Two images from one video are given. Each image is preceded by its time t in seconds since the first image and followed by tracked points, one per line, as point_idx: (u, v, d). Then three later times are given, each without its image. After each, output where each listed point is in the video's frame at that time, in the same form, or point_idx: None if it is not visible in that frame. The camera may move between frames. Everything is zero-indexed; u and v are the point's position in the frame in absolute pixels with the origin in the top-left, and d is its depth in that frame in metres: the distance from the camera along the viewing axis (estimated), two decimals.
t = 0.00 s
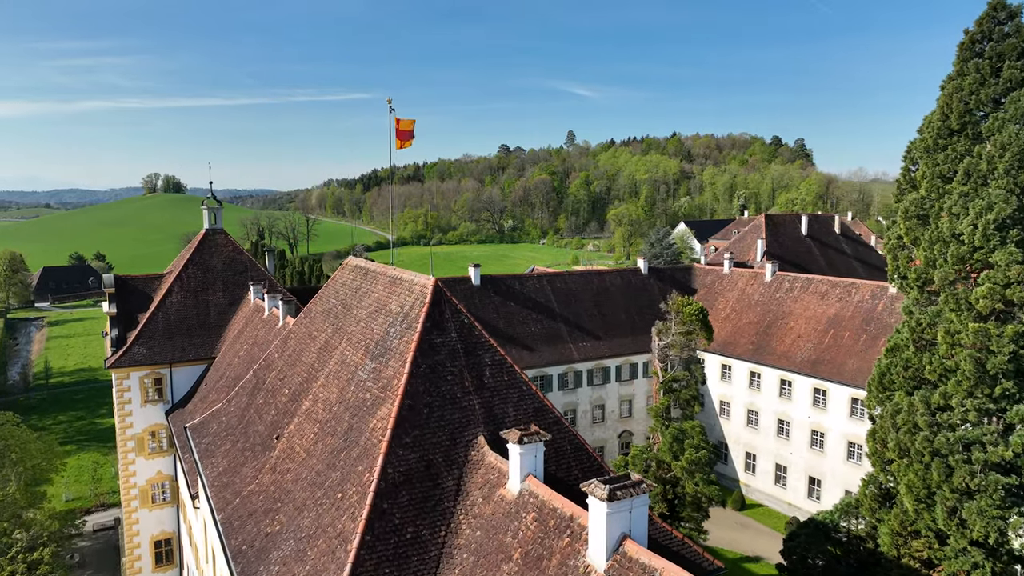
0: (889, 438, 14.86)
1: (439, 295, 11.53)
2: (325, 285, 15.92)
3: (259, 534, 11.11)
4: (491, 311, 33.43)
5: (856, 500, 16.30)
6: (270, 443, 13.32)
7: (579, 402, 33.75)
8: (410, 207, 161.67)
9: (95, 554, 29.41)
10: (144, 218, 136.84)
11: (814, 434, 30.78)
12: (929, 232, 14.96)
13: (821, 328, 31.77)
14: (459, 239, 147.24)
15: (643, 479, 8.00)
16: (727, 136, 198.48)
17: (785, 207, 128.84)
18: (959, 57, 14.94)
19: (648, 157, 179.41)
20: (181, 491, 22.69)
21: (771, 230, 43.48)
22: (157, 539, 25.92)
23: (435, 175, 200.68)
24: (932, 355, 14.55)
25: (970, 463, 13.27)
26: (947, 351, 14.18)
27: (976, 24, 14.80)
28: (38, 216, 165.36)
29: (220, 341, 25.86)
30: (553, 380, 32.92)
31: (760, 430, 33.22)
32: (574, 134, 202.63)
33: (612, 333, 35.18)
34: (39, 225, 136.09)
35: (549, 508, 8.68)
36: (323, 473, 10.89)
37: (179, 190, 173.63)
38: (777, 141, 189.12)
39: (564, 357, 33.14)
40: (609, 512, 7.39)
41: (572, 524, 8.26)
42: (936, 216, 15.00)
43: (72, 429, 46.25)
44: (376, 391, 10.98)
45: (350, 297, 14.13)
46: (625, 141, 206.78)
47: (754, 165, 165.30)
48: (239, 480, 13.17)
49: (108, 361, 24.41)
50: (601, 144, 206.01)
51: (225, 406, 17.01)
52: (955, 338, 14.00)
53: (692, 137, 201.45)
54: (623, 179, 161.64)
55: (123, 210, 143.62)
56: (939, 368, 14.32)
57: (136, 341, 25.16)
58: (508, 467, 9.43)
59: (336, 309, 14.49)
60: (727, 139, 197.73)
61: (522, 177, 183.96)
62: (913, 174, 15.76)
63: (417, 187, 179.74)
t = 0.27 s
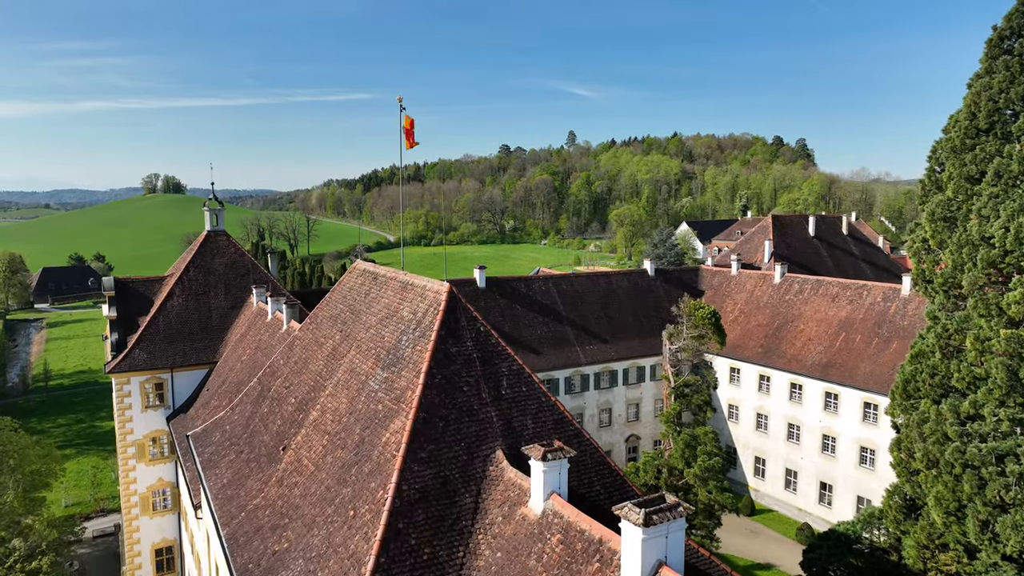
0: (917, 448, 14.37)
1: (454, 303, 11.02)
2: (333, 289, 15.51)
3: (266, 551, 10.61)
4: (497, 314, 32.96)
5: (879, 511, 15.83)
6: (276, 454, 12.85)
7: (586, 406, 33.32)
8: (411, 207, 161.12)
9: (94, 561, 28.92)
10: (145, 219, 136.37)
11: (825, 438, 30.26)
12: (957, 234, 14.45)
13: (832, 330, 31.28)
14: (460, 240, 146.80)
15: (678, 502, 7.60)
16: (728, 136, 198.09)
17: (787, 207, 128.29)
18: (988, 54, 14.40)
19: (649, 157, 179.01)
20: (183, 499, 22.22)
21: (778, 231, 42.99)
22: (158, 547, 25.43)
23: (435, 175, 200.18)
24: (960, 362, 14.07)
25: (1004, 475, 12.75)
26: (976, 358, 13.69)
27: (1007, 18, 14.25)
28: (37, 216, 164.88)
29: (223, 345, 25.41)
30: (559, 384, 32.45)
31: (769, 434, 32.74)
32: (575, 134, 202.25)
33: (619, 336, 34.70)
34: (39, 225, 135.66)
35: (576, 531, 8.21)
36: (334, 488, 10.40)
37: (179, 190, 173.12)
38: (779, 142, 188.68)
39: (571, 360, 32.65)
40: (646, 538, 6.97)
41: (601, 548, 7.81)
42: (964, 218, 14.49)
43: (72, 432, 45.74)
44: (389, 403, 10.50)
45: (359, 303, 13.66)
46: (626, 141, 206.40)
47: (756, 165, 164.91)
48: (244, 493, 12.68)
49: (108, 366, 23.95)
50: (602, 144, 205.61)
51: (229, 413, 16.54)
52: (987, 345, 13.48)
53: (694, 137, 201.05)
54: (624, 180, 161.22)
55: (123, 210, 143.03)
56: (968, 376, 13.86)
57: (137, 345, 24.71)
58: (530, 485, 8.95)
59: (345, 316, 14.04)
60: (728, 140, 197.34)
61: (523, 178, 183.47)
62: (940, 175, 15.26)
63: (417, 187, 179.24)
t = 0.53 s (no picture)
0: (946, 459, 13.86)
1: (470, 310, 10.54)
2: (340, 294, 15.04)
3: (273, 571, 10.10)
4: (502, 316, 32.49)
5: (904, 523, 15.36)
6: (283, 467, 12.35)
7: (593, 410, 32.84)
8: (412, 208, 160.67)
9: (94, 569, 28.42)
10: (145, 219, 135.93)
11: (837, 443, 29.74)
12: (987, 237, 13.93)
13: (843, 333, 30.78)
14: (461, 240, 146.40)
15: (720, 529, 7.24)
16: (730, 137, 197.78)
17: (789, 207, 127.99)
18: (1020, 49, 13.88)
19: (650, 157, 178.76)
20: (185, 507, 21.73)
21: (786, 232, 42.53)
22: (159, 555, 24.93)
23: (435, 176, 199.80)
24: (991, 370, 13.55)
25: None
26: (1008, 366, 13.16)
27: None
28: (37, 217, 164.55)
29: (225, 349, 24.94)
30: (566, 388, 31.98)
31: (780, 438, 32.26)
32: (576, 134, 201.98)
33: (625, 339, 34.23)
34: (39, 226, 135.19)
35: (605, 556, 7.74)
36: (345, 505, 9.90)
37: (179, 190, 172.58)
38: (780, 142, 188.48)
39: (578, 363, 32.16)
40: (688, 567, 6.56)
41: None
42: (995, 220, 13.97)
43: (71, 436, 45.25)
44: (402, 416, 10.02)
45: (368, 309, 13.19)
46: (627, 141, 206.11)
47: (758, 165, 164.56)
48: (250, 507, 12.19)
49: (108, 371, 23.49)
50: (603, 145, 205.29)
51: (232, 421, 16.07)
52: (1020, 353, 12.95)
53: (695, 137, 200.76)
54: (625, 180, 160.94)
55: (123, 211, 142.39)
56: (1000, 385, 13.34)
57: (137, 349, 24.26)
58: (555, 505, 8.46)
59: (353, 322, 13.58)
60: (729, 140, 197.04)
61: (524, 178, 183.13)
62: (968, 176, 14.75)
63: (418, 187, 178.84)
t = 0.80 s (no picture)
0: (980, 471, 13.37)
1: (488, 318, 10.06)
2: (348, 299, 14.59)
3: None
4: (508, 318, 32.03)
5: (930, 537, 14.90)
6: (290, 480, 11.86)
7: (600, 414, 32.37)
8: (412, 208, 160.17)
9: None
10: (144, 220, 135.38)
11: (849, 448, 29.23)
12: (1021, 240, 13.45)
13: (855, 336, 30.30)
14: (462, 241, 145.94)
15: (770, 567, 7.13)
16: (731, 137, 197.33)
17: (792, 207, 127.58)
18: None
19: (651, 158, 178.36)
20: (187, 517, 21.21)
21: (793, 233, 42.08)
22: (160, 564, 24.42)
23: (436, 176, 199.34)
24: None
25: None
26: None
27: None
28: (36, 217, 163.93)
29: (227, 353, 24.50)
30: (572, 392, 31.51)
31: (790, 443, 31.77)
32: (577, 135, 201.58)
33: (632, 342, 33.76)
34: (38, 227, 134.47)
35: None
36: (357, 525, 9.38)
37: (178, 190, 172.05)
38: (781, 141, 188.12)
39: (585, 366, 31.69)
40: None
41: None
42: None
43: (71, 439, 44.76)
44: (417, 430, 9.52)
45: (378, 315, 12.76)
46: (628, 141, 205.74)
47: (759, 165, 164.11)
48: (255, 523, 11.69)
49: (108, 376, 23.04)
50: (603, 145, 204.88)
51: (235, 430, 15.59)
52: None
53: (696, 137, 200.37)
54: (626, 180, 160.57)
55: (122, 211, 141.75)
56: None
57: (138, 354, 23.80)
58: (582, 526, 7.97)
59: (362, 329, 13.11)
60: (731, 140, 196.65)
61: (524, 178, 182.72)
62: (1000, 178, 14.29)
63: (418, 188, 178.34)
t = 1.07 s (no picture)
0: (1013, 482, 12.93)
1: (507, 327, 9.58)
2: (356, 303, 14.13)
3: None
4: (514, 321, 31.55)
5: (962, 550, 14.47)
6: (298, 495, 11.38)
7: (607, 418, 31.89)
8: (413, 209, 159.76)
9: None
10: (144, 220, 134.88)
11: (861, 454, 28.74)
12: None
13: (867, 339, 29.81)
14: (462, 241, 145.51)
15: None
16: (732, 137, 196.99)
17: (794, 208, 127.31)
18: None
19: (652, 158, 178.03)
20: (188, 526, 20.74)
21: (801, 235, 41.61)
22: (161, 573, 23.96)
23: (436, 176, 198.96)
24: None
25: None
26: None
27: None
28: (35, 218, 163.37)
29: (230, 358, 24.04)
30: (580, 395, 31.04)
31: (800, 448, 31.30)
32: (578, 135, 201.35)
33: (640, 345, 33.30)
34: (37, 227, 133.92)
35: None
36: (371, 545, 8.89)
37: (178, 190, 171.44)
38: (782, 141, 187.72)
39: (592, 370, 31.20)
40: None
41: None
42: None
43: (70, 443, 44.25)
44: (434, 446, 9.03)
45: (390, 323, 12.29)
46: (629, 142, 205.47)
47: (761, 165, 163.72)
48: (262, 540, 11.18)
49: (108, 382, 22.59)
50: (604, 145, 204.54)
51: (239, 439, 15.10)
52: None
53: (697, 137, 200.05)
54: (627, 180, 160.26)
55: (121, 212, 141.21)
56: None
57: (138, 358, 23.33)
58: (613, 552, 7.46)
59: (372, 336, 12.63)
60: (732, 140, 196.26)
61: (525, 179, 182.37)
62: None
63: (419, 189, 177.98)
